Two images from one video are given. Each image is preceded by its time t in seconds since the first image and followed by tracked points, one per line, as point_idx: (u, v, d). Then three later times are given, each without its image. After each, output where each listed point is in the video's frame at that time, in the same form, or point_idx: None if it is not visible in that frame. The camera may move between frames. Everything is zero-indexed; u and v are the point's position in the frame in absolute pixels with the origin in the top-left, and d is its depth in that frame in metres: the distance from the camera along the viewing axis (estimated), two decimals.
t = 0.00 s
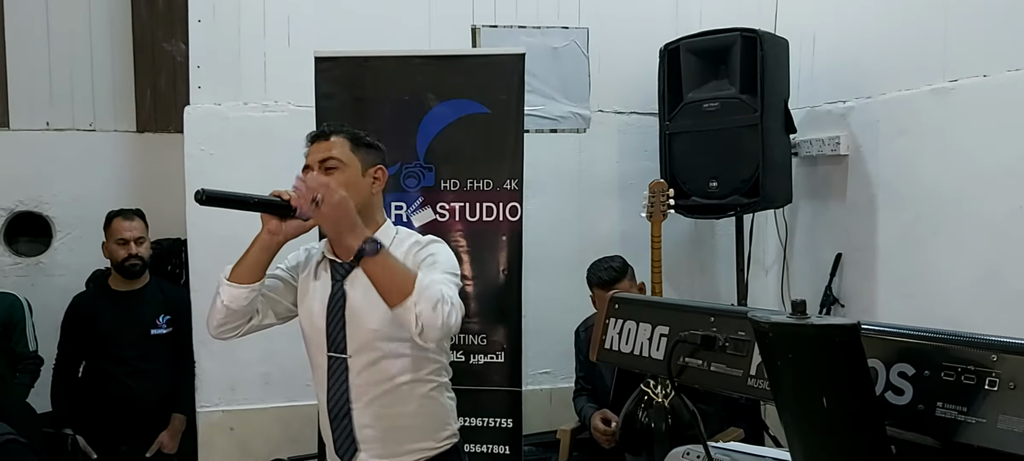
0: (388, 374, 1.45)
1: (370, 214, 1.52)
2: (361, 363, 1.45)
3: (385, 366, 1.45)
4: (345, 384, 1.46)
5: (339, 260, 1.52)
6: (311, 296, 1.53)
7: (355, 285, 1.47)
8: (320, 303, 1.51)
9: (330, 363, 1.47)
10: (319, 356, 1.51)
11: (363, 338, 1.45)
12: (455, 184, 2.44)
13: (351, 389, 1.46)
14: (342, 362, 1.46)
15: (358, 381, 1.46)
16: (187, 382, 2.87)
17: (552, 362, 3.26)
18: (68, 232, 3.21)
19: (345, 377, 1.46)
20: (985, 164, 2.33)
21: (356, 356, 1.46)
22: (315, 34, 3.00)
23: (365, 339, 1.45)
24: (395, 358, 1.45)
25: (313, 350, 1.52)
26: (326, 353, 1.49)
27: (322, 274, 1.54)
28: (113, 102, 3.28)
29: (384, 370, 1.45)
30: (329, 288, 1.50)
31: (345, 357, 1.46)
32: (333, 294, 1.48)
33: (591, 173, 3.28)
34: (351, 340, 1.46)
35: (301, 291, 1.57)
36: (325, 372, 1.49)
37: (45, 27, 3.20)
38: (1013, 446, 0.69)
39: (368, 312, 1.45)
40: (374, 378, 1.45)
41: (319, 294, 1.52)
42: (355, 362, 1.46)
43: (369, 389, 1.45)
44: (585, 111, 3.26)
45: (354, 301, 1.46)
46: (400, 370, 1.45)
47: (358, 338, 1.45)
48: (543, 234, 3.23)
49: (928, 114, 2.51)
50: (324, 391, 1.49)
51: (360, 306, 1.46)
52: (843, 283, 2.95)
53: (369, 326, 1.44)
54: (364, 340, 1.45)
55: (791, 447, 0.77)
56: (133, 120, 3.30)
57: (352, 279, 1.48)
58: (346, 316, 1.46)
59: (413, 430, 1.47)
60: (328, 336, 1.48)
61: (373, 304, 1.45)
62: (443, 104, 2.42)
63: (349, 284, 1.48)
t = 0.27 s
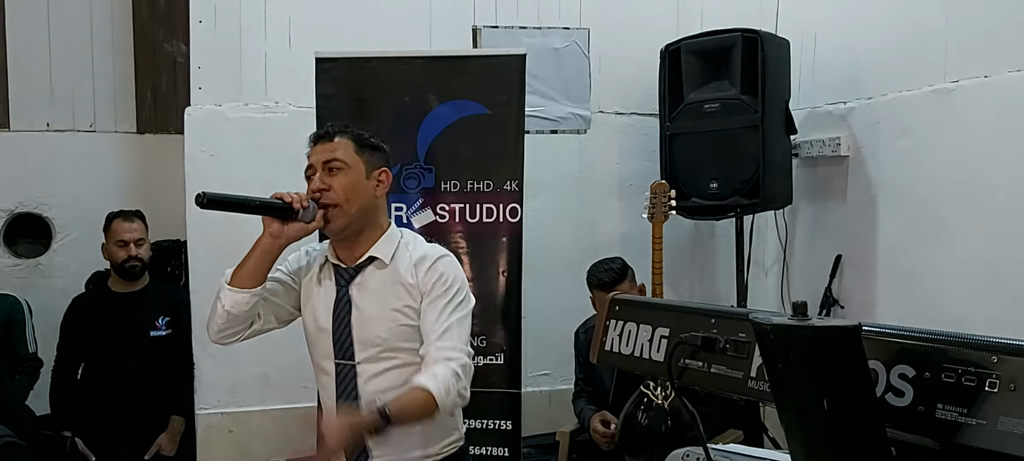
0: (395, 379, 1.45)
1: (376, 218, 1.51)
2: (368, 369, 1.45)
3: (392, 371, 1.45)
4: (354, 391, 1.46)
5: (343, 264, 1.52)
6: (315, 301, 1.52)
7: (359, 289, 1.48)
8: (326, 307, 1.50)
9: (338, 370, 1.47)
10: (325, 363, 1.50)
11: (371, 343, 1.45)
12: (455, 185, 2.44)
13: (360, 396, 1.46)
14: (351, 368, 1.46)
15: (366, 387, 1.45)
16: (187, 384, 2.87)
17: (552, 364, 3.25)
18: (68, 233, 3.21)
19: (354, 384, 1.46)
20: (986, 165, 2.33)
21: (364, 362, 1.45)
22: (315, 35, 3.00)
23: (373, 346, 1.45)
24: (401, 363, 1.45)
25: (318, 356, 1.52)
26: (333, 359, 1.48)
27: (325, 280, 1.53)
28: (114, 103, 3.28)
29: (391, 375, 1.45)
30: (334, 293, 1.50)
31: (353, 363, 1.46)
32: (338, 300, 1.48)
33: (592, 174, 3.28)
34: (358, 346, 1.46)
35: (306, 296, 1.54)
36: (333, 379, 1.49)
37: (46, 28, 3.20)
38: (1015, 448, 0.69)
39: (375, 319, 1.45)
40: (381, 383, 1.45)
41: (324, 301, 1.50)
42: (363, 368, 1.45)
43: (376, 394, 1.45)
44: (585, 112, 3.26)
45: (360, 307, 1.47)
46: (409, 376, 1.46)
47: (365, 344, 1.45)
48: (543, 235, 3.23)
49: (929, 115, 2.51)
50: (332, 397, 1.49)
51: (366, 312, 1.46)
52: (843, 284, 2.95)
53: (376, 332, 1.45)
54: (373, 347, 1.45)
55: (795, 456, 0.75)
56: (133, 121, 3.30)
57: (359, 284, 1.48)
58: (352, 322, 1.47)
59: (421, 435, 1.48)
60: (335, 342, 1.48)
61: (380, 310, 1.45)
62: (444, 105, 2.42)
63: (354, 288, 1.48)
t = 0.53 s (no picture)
0: (400, 382, 1.46)
1: (379, 218, 1.52)
2: (373, 371, 1.46)
3: (397, 374, 1.46)
4: (358, 393, 1.46)
5: (348, 264, 1.54)
6: (319, 302, 1.53)
7: (366, 290, 1.49)
8: (330, 306, 1.51)
9: (341, 371, 1.47)
10: (328, 364, 1.50)
11: (378, 346, 1.45)
12: (456, 186, 2.44)
13: (364, 398, 1.46)
14: (354, 370, 1.46)
15: (370, 389, 1.46)
16: (188, 384, 2.87)
17: (553, 365, 3.26)
18: (68, 233, 3.21)
19: (357, 386, 1.46)
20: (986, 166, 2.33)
21: (368, 364, 1.46)
22: (315, 36, 3.01)
23: (380, 349, 1.45)
24: (406, 367, 1.46)
25: (322, 357, 1.51)
26: (337, 361, 1.48)
27: (330, 282, 1.54)
28: (114, 104, 3.29)
29: (395, 378, 1.46)
30: (338, 294, 1.51)
31: (357, 365, 1.46)
32: (344, 300, 1.49)
33: (592, 175, 3.29)
34: (364, 348, 1.46)
35: (309, 296, 1.55)
36: (336, 380, 1.48)
37: (47, 29, 3.21)
38: (1015, 448, 0.69)
39: (382, 322, 1.45)
40: (385, 386, 1.46)
41: (327, 301, 1.51)
42: (368, 370, 1.46)
43: (381, 397, 1.46)
44: (585, 113, 3.26)
45: (367, 308, 1.47)
46: (414, 379, 1.47)
47: (370, 345, 1.45)
48: (544, 236, 3.23)
49: (928, 116, 2.52)
50: (335, 399, 1.49)
51: (374, 313, 1.46)
52: (843, 285, 2.95)
53: (382, 334, 1.45)
54: (378, 349, 1.45)
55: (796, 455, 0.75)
56: (134, 122, 3.31)
57: (365, 282, 1.50)
58: (357, 323, 1.47)
59: (424, 437, 1.48)
60: (339, 343, 1.47)
61: (388, 313, 1.45)
62: (445, 106, 2.42)
63: (361, 288, 1.50)
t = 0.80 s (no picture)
0: (410, 383, 1.46)
1: (390, 220, 1.53)
2: (385, 372, 1.46)
3: (410, 375, 1.47)
4: (370, 394, 1.45)
5: (358, 265, 1.54)
6: (329, 304, 1.52)
7: (376, 291, 1.50)
8: (340, 307, 1.50)
9: (353, 372, 1.47)
10: (337, 365, 1.50)
11: (392, 346, 1.46)
12: (457, 188, 2.45)
13: (376, 399, 1.46)
14: (366, 370, 1.46)
15: (382, 390, 1.46)
16: (191, 386, 2.87)
17: (555, 367, 3.26)
18: (71, 236, 3.22)
19: (369, 387, 1.45)
20: (988, 168, 2.33)
21: (380, 365, 1.46)
22: (317, 38, 3.01)
23: (392, 349, 1.46)
24: (417, 368, 1.47)
25: (331, 358, 1.51)
26: (348, 362, 1.48)
27: (339, 283, 1.54)
28: (116, 107, 3.29)
29: (406, 379, 1.46)
30: (349, 295, 1.51)
31: (370, 365, 1.46)
32: (356, 300, 1.49)
33: (593, 177, 3.29)
34: (376, 348, 1.46)
35: (319, 298, 1.54)
36: (346, 381, 1.48)
37: (49, 33, 3.21)
38: (1015, 451, 0.69)
39: (396, 322, 1.46)
40: (399, 387, 1.46)
41: (337, 301, 1.51)
42: (380, 371, 1.46)
43: (393, 398, 1.46)
44: (587, 115, 3.27)
45: (380, 308, 1.48)
46: (425, 381, 1.47)
47: (383, 346, 1.46)
48: (546, 238, 3.23)
49: (929, 117, 2.52)
50: (344, 400, 1.48)
51: (387, 314, 1.47)
52: (845, 287, 2.95)
53: (395, 335, 1.46)
54: (391, 349, 1.45)
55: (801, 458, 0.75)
56: (136, 125, 3.31)
57: (377, 283, 1.50)
58: (369, 323, 1.47)
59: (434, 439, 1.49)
60: (350, 343, 1.47)
61: (401, 314, 1.46)
62: (446, 108, 2.42)
63: (372, 288, 1.50)
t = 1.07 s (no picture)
0: (419, 383, 1.44)
1: (400, 220, 1.51)
2: (394, 371, 1.43)
3: (420, 374, 1.44)
4: (379, 393, 1.43)
5: (367, 265, 1.51)
6: (338, 305, 1.49)
7: (385, 290, 1.47)
8: (349, 309, 1.48)
9: (362, 371, 1.44)
10: (345, 364, 1.47)
11: (401, 345, 1.43)
12: (458, 189, 2.43)
13: (386, 397, 1.43)
14: (376, 370, 1.44)
15: (392, 390, 1.43)
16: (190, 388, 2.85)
17: (557, 369, 3.23)
18: (70, 237, 3.20)
19: (378, 386, 1.43)
20: (995, 169, 2.30)
21: (389, 364, 1.43)
22: (317, 38, 2.99)
23: (403, 348, 1.43)
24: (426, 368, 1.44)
25: (338, 358, 1.48)
26: (356, 361, 1.46)
27: (348, 283, 1.51)
28: (116, 108, 3.28)
29: (415, 378, 1.44)
30: (358, 293, 1.48)
31: (379, 365, 1.44)
32: (364, 299, 1.47)
33: (596, 178, 3.26)
34: (385, 347, 1.44)
35: (328, 299, 1.52)
36: (356, 380, 1.45)
37: (47, 33, 3.20)
38: None
39: (405, 321, 1.44)
40: (409, 386, 1.44)
41: (346, 301, 1.49)
42: (390, 370, 1.43)
43: (403, 398, 1.43)
44: (589, 115, 3.24)
45: (388, 307, 1.46)
46: (434, 381, 1.45)
47: (393, 345, 1.43)
48: (548, 239, 3.21)
49: (934, 118, 2.49)
50: (352, 400, 1.45)
51: (395, 313, 1.45)
52: (850, 289, 2.92)
53: (404, 334, 1.43)
54: (401, 347, 1.43)
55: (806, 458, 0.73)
56: (135, 126, 3.30)
57: (386, 282, 1.48)
58: (378, 322, 1.45)
59: (443, 439, 1.46)
60: (359, 342, 1.45)
61: (409, 313, 1.44)
62: (447, 108, 2.40)
63: (380, 287, 1.48)
